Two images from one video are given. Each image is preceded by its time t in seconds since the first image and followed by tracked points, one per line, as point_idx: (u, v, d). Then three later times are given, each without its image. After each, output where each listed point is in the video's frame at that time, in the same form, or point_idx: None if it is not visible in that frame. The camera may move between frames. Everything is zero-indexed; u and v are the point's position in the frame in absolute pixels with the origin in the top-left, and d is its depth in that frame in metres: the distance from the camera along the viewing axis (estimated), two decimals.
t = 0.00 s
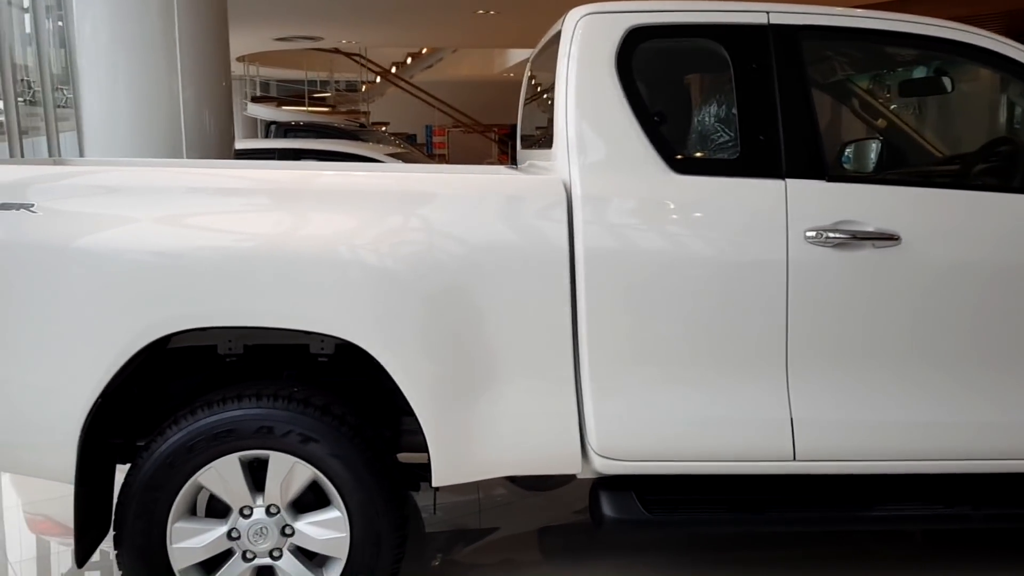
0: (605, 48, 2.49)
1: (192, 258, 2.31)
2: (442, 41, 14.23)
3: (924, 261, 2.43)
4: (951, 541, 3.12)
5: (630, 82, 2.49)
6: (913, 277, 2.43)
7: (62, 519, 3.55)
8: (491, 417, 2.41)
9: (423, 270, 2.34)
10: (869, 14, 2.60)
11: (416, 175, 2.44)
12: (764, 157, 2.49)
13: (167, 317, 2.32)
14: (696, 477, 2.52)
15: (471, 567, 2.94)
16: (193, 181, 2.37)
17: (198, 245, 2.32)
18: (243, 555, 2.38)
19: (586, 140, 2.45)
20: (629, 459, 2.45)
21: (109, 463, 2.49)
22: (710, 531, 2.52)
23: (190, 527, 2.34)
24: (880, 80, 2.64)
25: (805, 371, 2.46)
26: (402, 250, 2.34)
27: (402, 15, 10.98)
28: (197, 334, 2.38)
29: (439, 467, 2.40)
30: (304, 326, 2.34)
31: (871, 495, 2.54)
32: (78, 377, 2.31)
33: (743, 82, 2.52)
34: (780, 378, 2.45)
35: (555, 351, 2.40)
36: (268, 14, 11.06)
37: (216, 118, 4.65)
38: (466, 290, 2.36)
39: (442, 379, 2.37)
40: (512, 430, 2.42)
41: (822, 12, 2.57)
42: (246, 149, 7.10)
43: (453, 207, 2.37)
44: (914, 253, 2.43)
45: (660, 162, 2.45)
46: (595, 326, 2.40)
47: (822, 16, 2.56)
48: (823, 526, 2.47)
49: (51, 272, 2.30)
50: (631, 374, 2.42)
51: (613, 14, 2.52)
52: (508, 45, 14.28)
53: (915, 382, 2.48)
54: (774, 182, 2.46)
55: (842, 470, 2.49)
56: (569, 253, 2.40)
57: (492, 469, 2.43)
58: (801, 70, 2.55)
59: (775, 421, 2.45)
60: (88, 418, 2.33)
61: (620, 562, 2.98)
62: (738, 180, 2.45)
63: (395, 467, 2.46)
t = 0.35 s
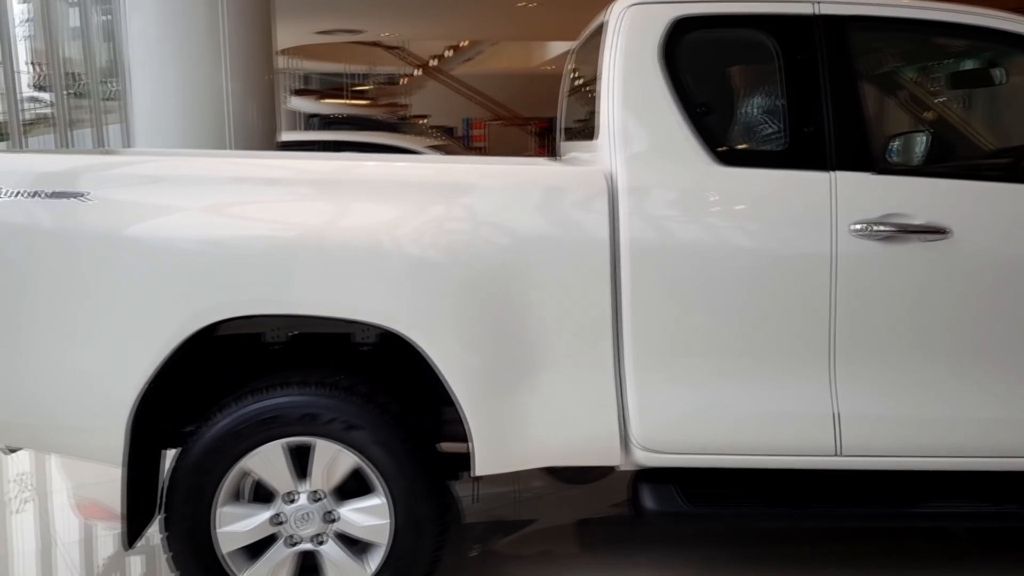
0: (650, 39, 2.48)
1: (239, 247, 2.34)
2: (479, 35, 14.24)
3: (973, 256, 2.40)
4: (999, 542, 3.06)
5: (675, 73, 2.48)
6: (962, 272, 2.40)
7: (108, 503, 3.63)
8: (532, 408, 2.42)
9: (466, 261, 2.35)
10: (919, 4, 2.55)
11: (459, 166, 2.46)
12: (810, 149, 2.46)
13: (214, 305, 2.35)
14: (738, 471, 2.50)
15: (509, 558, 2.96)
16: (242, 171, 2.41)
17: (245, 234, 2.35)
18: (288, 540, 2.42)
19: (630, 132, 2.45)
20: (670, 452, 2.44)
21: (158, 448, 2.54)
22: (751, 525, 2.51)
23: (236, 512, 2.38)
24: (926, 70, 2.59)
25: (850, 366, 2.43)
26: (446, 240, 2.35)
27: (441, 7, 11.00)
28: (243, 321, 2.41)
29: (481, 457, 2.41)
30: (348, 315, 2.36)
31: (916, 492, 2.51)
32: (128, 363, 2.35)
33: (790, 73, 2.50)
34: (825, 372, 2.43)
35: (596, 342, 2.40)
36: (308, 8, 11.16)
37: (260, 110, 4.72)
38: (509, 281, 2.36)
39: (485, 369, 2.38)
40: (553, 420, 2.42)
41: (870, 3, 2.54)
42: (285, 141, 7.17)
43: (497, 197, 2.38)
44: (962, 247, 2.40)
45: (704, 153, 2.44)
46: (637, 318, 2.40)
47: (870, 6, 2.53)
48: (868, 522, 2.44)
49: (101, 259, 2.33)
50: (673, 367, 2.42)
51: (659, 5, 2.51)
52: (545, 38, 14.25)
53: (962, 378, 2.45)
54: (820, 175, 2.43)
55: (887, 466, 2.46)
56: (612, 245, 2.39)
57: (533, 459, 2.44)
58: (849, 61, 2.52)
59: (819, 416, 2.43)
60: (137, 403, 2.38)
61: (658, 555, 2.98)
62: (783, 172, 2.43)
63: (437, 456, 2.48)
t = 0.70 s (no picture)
0: (692, 29, 2.47)
1: (278, 236, 2.35)
2: (512, 27, 14.25)
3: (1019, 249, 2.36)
4: None
5: (717, 63, 2.47)
6: (1007, 265, 2.37)
7: (150, 488, 3.70)
8: (570, 398, 2.43)
9: (506, 251, 2.34)
10: None
11: (499, 157, 2.46)
12: (854, 140, 2.44)
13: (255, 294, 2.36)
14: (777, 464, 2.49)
15: (544, 548, 2.97)
16: (284, 161, 2.43)
17: (286, 223, 2.35)
18: (327, 526, 2.44)
19: (670, 122, 2.44)
20: (708, 444, 2.44)
21: (200, 433, 2.58)
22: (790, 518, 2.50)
23: (277, 497, 2.41)
24: (971, 61, 2.55)
25: (891, 359, 2.41)
26: (484, 230, 2.35)
27: None
28: (285, 310, 2.44)
29: (519, 446, 2.42)
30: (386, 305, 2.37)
31: (958, 487, 2.48)
32: (171, 351, 2.38)
33: (834, 63, 2.48)
34: (867, 365, 2.41)
35: (634, 334, 2.40)
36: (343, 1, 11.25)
37: (300, 101, 4.77)
38: (548, 271, 2.36)
39: (523, 359, 2.39)
40: (591, 411, 2.43)
41: None
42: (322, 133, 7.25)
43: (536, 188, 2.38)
44: (1008, 240, 2.37)
45: (745, 145, 2.42)
46: (675, 309, 2.39)
47: None
48: (908, 518, 2.42)
49: (145, 247, 2.35)
50: (712, 359, 2.40)
51: None
52: (579, 30, 14.22)
53: (1006, 373, 2.41)
54: (864, 166, 2.41)
55: (928, 461, 2.43)
56: (652, 236, 2.38)
57: (571, 449, 2.45)
58: (894, 52, 2.49)
59: (860, 409, 2.41)
60: (182, 388, 2.41)
61: (694, 548, 2.98)
62: (826, 163, 2.41)
63: (475, 445, 2.50)
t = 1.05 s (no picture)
0: (728, 21, 2.45)
1: (313, 227, 2.36)
2: (541, 22, 14.24)
3: None
4: None
5: (753, 56, 2.45)
6: None
7: (184, 477, 3.75)
8: (602, 391, 2.43)
9: (540, 243, 2.35)
10: None
11: (533, 149, 2.47)
12: (892, 133, 2.41)
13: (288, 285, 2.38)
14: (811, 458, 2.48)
15: (575, 541, 2.98)
16: (318, 153, 2.44)
17: (319, 215, 2.36)
18: (361, 515, 2.47)
19: (705, 115, 2.43)
20: (740, 438, 2.43)
21: (237, 422, 2.62)
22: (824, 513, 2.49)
23: (311, 486, 2.44)
24: (1012, 54, 2.51)
25: (928, 355, 2.38)
26: (516, 222, 2.35)
27: None
28: (320, 301, 2.46)
29: (551, 438, 2.44)
30: (420, 296, 2.38)
31: (996, 485, 2.45)
32: (205, 341, 2.41)
33: (872, 55, 2.45)
34: (903, 360, 2.39)
35: (666, 327, 2.40)
36: None
37: (333, 95, 4.81)
38: (581, 264, 2.36)
39: (556, 352, 2.39)
40: (623, 403, 2.43)
41: None
42: (353, 127, 7.30)
43: (569, 180, 2.38)
44: None
45: (781, 138, 2.41)
46: (709, 303, 2.38)
47: None
48: (944, 515, 2.39)
49: (183, 237, 2.37)
50: (745, 352, 2.39)
51: None
52: (608, 24, 14.18)
53: None
54: (901, 159, 2.38)
55: (964, 458, 2.41)
56: (686, 229, 2.38)
57: (603, 441, 2.45)
58: (933, 44, 2.46)
59: (896, 405, 2.39)
60: (220, 377, 2.44)
61: (725, 543, 2.97)
62: (863, 157, 2.39)
63: (507, 436, 2.51)
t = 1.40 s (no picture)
0: (759, 12, 2.43)
1: (341, 218, 2.37)
2: (566, 14, 14.20)
3: None
4: None
5: (784, 47, 2.43)
6: None
7: (212, 466, 3.79)
8: (628, 383, 2.43)
9: (567, 235, 2.35)
10: None
11: (560, 141, 2.46)
12: (924, 125, 2.39)
13: (316, 276, 2.39)
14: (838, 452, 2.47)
15: (599, 534, 2.98)
16: (345, 144, 2.45)
17: (347, 205, 2.38)
18: (388, 504, 2.48)
19: (734, 107, 2.42)
20: (767, 431, 2.43)
21: (267, 410, 2.64)
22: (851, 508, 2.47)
23: (339, 474, 2.47)
24: None
25: (960, 349, 2.36)
26: (543, 214, 2.36)
27: None
28: (349, 291, 2.48)
29: (578, 429, 2.44)
30: (446, 287, 2.39)
31: None
32: (234, 330, 2.44)
33: (904, 46, 2.42)
34: (934, 354, 2.36)
35: (693, 319, 2.39)
36: None
37: (362, 86, 4.84)
38: (608, 256, 2.36)
39: (582, 343, 2.39)
40: (649, 396, 2.43)
41: None
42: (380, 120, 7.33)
43: (597, 172, 2.38)
44: None
45: (811, 129, 2.39)
46: (736, 295, 2.37)
47: None
48: (974, 511, 2.37)
49: (214, 227, 2.40)
50: (773, 345, 2.38)
51: None
52: (634, 16, 14.10)
53: None
54: (933, 151, 2.36)
55: (995, 453, 2.38)
56: (714, 221, 2.37)
57: (629, 433, 2.45)
58: (968, 35, 2.42)
59: (925, 399, 2.37)
60: (250, 367, 2.47)
61: (750, 538, 2.96)
62: (894, 149, 2.36)
63: (533, 427, 2.51)
